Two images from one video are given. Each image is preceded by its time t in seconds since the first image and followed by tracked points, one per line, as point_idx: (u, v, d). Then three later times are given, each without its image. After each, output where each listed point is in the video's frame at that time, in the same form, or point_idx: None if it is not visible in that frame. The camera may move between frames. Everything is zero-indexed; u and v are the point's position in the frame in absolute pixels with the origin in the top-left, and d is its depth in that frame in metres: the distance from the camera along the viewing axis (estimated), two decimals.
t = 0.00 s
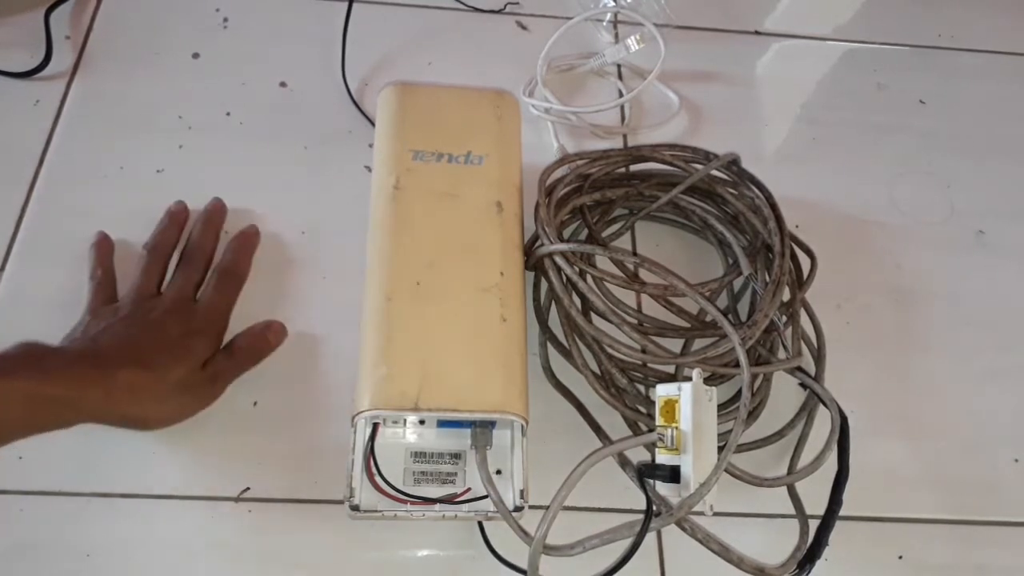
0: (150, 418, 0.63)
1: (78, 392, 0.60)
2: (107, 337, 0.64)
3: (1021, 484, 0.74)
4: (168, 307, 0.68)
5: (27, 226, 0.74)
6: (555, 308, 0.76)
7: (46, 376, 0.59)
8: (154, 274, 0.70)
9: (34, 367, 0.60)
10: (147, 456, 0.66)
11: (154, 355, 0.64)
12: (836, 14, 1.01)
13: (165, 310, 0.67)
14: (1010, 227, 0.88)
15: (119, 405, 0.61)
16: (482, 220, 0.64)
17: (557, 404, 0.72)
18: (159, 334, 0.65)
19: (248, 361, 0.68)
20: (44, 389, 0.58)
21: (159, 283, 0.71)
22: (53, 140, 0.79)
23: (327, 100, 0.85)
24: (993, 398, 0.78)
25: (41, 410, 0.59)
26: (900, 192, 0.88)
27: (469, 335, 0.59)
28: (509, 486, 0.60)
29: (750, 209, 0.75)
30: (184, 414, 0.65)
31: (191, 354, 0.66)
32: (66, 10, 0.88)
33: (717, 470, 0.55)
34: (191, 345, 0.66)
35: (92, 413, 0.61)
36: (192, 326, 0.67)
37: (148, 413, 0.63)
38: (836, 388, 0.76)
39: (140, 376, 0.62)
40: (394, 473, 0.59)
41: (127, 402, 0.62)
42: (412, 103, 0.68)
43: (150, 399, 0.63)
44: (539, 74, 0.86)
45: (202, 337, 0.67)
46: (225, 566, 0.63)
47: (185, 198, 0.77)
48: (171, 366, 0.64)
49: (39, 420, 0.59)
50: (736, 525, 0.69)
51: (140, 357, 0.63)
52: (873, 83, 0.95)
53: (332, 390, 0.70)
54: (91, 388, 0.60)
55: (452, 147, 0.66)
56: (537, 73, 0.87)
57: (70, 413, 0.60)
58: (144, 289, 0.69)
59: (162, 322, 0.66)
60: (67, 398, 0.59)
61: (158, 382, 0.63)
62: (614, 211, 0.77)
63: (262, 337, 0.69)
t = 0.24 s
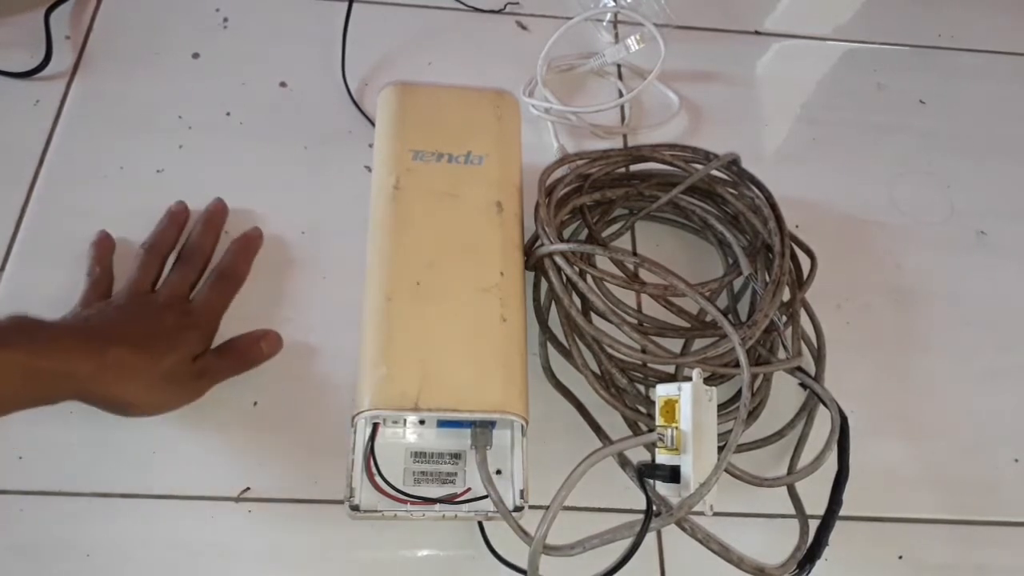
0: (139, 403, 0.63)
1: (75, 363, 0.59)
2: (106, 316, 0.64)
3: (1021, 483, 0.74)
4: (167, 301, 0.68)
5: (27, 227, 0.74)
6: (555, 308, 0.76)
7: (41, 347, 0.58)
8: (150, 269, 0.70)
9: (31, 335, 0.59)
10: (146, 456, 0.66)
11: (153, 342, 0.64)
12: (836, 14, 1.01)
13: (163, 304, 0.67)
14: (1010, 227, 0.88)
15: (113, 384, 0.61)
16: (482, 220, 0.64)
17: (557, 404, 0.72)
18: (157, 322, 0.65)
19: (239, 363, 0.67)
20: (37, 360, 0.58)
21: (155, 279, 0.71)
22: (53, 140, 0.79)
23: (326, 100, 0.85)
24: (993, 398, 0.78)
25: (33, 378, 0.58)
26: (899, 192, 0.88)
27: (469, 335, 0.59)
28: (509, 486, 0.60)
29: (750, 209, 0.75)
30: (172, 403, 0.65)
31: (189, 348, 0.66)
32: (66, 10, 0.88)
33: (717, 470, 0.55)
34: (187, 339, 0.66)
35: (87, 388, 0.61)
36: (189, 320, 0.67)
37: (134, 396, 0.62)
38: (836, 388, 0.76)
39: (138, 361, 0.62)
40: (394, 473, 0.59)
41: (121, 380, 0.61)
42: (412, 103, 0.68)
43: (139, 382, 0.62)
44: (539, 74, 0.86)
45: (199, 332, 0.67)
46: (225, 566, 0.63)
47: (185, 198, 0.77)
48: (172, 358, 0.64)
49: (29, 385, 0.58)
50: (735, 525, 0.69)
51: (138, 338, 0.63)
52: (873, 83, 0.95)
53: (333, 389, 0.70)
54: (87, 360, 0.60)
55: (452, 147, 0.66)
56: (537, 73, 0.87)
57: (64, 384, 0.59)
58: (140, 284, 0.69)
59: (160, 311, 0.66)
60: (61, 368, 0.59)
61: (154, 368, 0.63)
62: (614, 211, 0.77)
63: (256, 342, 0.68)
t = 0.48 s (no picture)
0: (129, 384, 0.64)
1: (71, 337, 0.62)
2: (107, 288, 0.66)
3: (1021, 483, 0.74)
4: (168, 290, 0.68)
5: (27, 227, 0.74)
6: (555, 308, 0.76)
7: (41, 320, 0.61)
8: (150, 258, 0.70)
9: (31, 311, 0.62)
10: (147, 455, 0.66)
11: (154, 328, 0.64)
12: (836, 14, 1.01)
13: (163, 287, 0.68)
14: (1010, 228, 0.88)
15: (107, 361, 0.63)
16: (482, 220, 0.63)
17: (557, 404, 0.72)
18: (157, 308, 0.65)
19: (228, 366, 0.67)
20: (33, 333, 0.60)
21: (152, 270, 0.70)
22: (53, 140, 0.79)
23: (326, 100, 0.85)
24: (993, 398, 0.78)
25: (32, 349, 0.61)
26: (899, 192, 0.88)
27: (469, 335, 0.59)
28: (508, 486, 0.60)
29: (750, 209, 0.75)
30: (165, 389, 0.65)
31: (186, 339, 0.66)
32: (66, 10, 0.88)
33: (717, 470, 0.55)
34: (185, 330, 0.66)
35: (85, 364, 0.63)
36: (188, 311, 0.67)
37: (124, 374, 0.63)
38: (836, 388, 0.76)
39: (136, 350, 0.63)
40: (394, 473, 0.59)
41: (115, 356, 0.63)
42: (412, 103, 0.68)
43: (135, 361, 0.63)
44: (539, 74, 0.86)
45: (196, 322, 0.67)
46: (225, 566, 0.63)
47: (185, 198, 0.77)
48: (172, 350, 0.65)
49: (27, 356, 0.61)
50: (736, 525, 0.69)
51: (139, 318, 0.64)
52: (873, 83, 0.95)
53: (332, 388, 0.70)
54: (83, 334, 0.62)
55: (452, 147, 0.66)
56: (537, 73, 0.87)
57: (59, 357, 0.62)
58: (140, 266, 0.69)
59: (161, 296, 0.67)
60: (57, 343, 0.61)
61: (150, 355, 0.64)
62: (614, 211, 0.77)
63: (247, 350, 0.68)
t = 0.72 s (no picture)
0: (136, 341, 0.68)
1: (78, 290, 0.66)
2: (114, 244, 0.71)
3: (1021, 483, 0.74)
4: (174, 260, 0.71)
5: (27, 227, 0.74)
6: (555, 309, 0.76)
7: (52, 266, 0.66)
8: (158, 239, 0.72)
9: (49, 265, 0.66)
10: (147, 456, 0.66)
11: (153, 289, 0.68)
12: (837, 14, 1.01)
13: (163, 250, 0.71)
14: (1011, 228, 0.88)
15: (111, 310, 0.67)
16: (482, 220, 0.63)
17: (558, 404, 0.72)
18: (163, 271, 0.70)
19: (197, 364, 0.69)
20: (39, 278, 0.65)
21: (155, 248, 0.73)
22: (53, 140, 0.79)
23: (326, 100, 0.85)
24: (992, 398, 0.78)
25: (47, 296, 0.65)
26: (899, 192, 0.88)
27: (469, 335, 0.59)
28: (508, 486, 0.60)
29: (750, 209, 0.75)
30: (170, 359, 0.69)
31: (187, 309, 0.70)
32: (66, 10, 0.88)
33: (716, 470, 0.55)
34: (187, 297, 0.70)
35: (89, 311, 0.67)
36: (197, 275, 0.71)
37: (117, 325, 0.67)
38: (836, 389, 0.76)
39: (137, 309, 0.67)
40: (394, 473, 0.59)
41: (118, 306, 0.67)
42: (411, 103, 0.68)
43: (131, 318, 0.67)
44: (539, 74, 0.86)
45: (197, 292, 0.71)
46: (225, 566, 0.63)
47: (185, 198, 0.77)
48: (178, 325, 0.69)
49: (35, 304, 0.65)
50: (736, 525, 0.69)
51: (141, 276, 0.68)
52: (873, 83, 0.95)
53: (332, 387, 0.70)
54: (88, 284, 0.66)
55: (452, 147, 0.66)
56: (537, 73, 0.87)
57: (65, 306, 0.66)
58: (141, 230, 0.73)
59: (170, 261, 0.71)
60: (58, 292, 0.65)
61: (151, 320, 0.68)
62: (614, 211, 0.77)
63: (217, 362, 0.69)
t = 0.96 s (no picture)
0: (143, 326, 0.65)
1: (94, 261, 0.55)
2: (87, 208, 0.58)
3: (1020, 483, 0.74)
4: (157, 233, 0.61)
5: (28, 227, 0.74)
6: (555, 309, 0.76)
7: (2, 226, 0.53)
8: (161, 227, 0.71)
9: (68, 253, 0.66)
10: (147, 455, 0.66)
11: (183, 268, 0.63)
12: (836, 15, 1.01)
13: (140, 218, 0.60)
14: (1010, 228, 0.88)
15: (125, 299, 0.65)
16: (482, 221, 0.64)
17: (557, 404, 0.72)
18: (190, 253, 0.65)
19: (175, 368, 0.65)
20: (41, 252, 0.53)
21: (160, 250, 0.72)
22: (54, 140, 0.79)
23: (327, 101, 0.85)
24: (991, 398, 0.78)
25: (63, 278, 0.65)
26: (898, 192, 0.88)
27: (469, 336, 0.59)
28: (509, 485, 0.60)
29: (750, 209, 0.75)
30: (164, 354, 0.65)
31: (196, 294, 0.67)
32: (66, 11, 0.88)
33: (716, 469, 0.55)
34: (198, 279, 0.66)
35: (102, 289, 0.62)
36: (207, 259, 0.67)
37: (129, 301, 0.59)
38: (835, 388, 0.76)
39: (150, 288, 0.60)
40: (394, 473, 0.59)
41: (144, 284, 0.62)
42: (412, 103, 0.68)
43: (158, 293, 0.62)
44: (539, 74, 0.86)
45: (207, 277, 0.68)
46: (226, 565, 0.63)
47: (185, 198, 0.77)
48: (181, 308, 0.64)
49: (44, 279, 0.54)
50: (735, 525, 0.69)
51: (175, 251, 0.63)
52: (872, 84, 0.95)
53: (333, 386, 0.70)
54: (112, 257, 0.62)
55: (452, 147, 0.66)
56: (537, 73, 0.88)
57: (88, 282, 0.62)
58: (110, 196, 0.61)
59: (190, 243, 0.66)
60: (76, 265, 0.55)
61: (159, 302, 0.61)
62: (614, 211, 0.77)
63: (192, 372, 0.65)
